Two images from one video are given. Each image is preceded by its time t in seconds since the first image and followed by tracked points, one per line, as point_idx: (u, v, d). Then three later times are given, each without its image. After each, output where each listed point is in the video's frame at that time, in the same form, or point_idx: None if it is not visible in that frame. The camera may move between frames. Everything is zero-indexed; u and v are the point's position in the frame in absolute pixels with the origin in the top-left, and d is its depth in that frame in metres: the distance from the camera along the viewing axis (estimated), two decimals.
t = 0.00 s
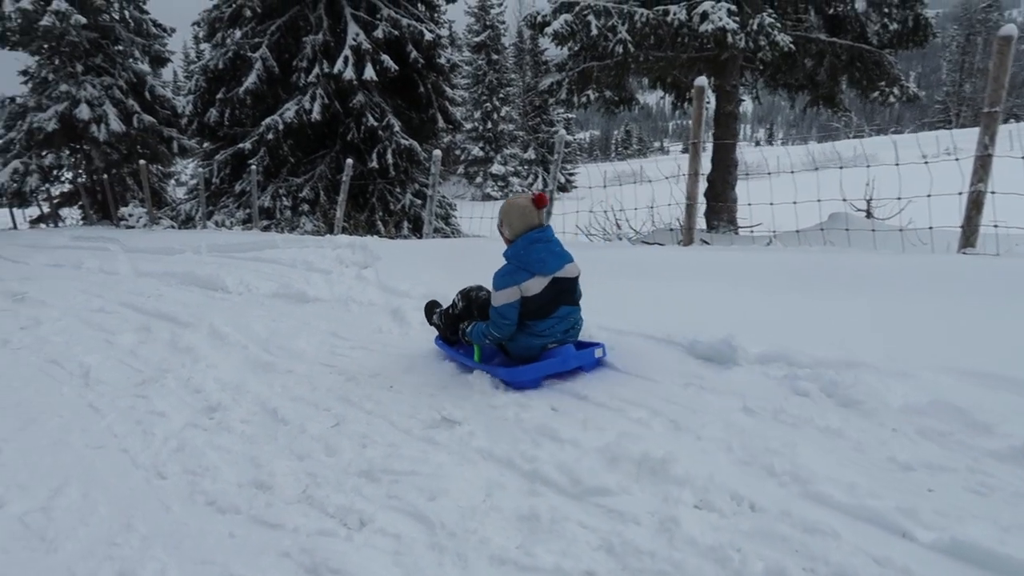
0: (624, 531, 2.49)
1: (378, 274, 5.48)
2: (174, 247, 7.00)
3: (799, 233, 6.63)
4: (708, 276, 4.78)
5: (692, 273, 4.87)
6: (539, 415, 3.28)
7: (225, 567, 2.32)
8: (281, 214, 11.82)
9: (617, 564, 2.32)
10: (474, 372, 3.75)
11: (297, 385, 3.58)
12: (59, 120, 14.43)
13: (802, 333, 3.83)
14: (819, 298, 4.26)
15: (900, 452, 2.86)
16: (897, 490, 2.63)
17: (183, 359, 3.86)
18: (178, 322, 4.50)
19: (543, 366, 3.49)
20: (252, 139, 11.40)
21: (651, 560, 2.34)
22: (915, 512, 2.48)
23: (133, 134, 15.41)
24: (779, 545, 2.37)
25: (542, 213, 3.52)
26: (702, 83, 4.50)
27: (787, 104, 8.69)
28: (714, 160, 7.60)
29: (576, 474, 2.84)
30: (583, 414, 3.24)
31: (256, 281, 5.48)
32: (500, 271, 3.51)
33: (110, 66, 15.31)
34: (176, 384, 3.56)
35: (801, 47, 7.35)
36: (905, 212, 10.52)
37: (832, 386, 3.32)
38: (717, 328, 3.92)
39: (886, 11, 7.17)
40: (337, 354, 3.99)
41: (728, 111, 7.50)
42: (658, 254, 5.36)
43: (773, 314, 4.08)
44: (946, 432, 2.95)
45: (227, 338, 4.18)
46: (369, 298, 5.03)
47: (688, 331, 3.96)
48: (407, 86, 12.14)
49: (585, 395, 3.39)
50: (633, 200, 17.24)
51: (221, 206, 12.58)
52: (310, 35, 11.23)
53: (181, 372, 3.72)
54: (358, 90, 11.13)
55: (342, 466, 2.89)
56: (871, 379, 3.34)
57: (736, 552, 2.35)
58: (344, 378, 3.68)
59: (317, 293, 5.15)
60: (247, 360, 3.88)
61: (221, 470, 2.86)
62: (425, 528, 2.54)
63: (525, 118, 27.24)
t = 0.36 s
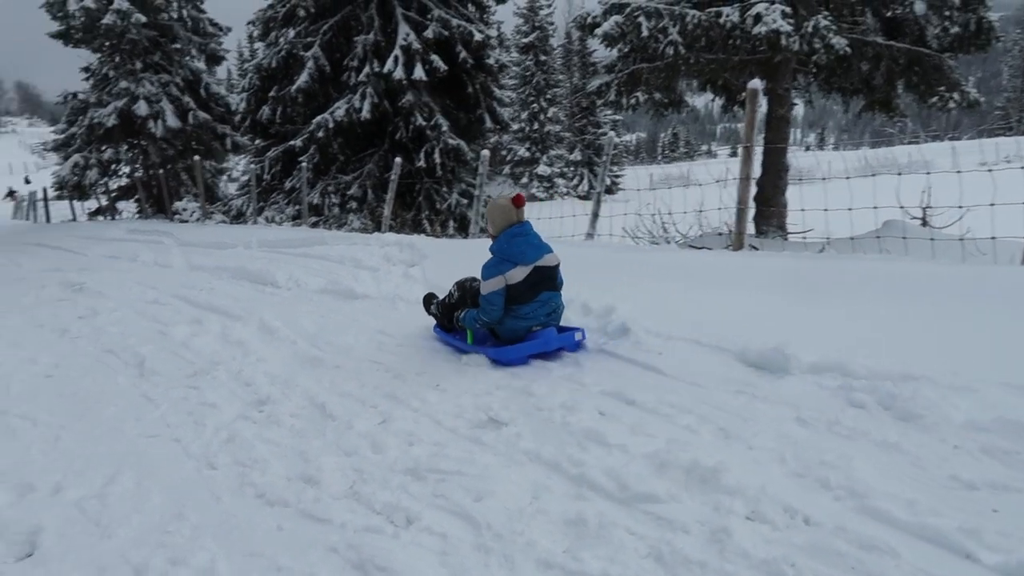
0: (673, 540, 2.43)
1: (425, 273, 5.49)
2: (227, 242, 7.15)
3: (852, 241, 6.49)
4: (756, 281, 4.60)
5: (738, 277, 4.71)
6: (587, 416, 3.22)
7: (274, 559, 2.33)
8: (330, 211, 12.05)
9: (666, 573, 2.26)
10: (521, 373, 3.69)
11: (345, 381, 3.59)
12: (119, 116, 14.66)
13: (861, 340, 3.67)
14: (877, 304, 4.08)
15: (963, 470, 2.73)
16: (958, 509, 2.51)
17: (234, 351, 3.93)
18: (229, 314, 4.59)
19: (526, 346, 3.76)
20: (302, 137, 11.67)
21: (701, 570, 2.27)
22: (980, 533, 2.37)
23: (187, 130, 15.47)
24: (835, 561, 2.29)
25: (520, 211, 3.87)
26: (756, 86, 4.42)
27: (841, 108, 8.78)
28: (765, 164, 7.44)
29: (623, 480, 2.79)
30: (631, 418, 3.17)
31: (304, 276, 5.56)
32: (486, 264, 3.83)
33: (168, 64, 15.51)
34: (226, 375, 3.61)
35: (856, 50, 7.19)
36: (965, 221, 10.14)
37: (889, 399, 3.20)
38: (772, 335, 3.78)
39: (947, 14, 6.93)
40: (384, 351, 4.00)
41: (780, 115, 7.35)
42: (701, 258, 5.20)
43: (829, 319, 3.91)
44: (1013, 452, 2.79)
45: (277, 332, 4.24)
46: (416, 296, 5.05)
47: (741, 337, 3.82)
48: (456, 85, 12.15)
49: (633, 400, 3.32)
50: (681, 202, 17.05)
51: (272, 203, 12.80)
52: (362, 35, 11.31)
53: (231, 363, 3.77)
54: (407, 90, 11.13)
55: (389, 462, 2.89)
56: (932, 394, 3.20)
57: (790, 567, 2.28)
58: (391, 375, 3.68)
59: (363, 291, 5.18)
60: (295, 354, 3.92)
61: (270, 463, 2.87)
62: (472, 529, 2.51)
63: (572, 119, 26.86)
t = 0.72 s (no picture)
0: (731, 542, 2.33)
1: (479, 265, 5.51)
2: (284, 231, 7.45)
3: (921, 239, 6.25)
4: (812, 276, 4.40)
5: (792, 272, 4.50)
6: (641, 413, 3.15)
7: (329, 546, 2.34)
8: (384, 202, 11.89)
9: None
10: (575, 368, 3.62)
11: (399, 371, 3.62)
12: (182, 107, 14.31)
13: (933, 345, 3.44)
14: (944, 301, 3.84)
15: None
16: None
17: (294, 339, 4.04)
18: (289, 304, 4.73)
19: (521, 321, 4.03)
20: (358, 128, 11.47)
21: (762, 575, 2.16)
22: None
23: (248, 121, 14.92)
24: (901, 571, 2.13)
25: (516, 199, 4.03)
26: (822, 78, 4.19)
27: (908, 102, 8.57)
28: (826, 158, 7.22)
29: (681, 479, 2.69)
30: (688, 416, 3.09)
31: (360, 267, 5.68)
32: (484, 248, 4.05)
33: (229, 56, 15.10)
34: (285, 363, 3.70)
35: (926, 41, 6.89)
36: None
37: (962, 406, 2.98)
38: (832, 337, 3.62)
39: None
40: (438, 342, 4.01)
41: (844, 108, 7.08)
42: (753, 252, 5.00)
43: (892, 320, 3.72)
44: None
45: (334, 321, 4.33)
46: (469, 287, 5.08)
47: (800, 339, 3.67)
48: (511, 77, 11.95)
49: (690, 398, 3.22)
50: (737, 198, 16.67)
51: (329, 194, 12.91)
52: (419, 27, 11.20)
53: (292, 351, 3.88)
54: (462, 82, 10.99)
55: (443, 454, 2.88)
56: (1009, 401, 2.95)
57: None
58: (445, 366, 3.68)
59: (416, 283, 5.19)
60: (351, 343, 3.99)
61: (326, 451, 2.89)
62: (525, 523, 2.47)
63: (627, 111, 26.29)
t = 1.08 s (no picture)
0: (781, 547, 2.25)
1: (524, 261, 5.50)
2: (331, 224, 7.59)
3: (981, 241, 6.02)
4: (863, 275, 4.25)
5: (841, 271, 4.36)
6: (688, 412, 3.09)
7: (374, 536, 2.35)
8: (428, 197, 11.81)
9: None
10: (621, 365, 3.57)
11: (444, 364, 3.63)
12: (234, 100, 13.90)
13: (999, 346, 3.25)
14: (1009, 299, 3.64)
15: None
16: None
17: (340, 331, 4.11)
18: (335, 296, 4.82)
19: (524, 299, 4.36)
20: (405, 122, 11.48)
21: None
22: None
23: (296, 115, 14.59)
24: None
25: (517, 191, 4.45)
26: (877, 74, 4.06)
27: (968, 99, 8.32)
28: (880, 157, 7.06)
29: (729, 481, 2.62)
30: (736, 418, 3.03)
31: (405, 261, 5.75)
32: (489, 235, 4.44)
33: (280, 51, 14.75)
34: (332, 355, 3.76)
35: (989, 36, 6.61)
36: None
37: None
38: (888, 339, 3.49)
39: None
40: (482, 337, 4.01)
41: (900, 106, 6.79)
42: (799, 251, 4.85)
43: (951, 319, 3.56)
44: None
45: (379, 314, 4.39)
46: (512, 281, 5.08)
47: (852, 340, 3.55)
48: (557, 72, 11.64)
49: (739, 399, 3.16)
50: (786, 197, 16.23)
51: (374, 188, 12.79)
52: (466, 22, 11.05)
53: (338, 342, 3.94)
54: (508, 78, 10.63)
55: (487, 449, 2.87)
56: None
57: None
58: (489, 361, 3.67)
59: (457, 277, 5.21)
60: (396, 336, 4.02)
61: (372, 442, 2.91)
62: (570, 520, 2.44)
63: (673, 107, 25.77)
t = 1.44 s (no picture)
0: (818, 556, 2.20)
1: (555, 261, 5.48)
2: (365, 222, 7.64)
3: None
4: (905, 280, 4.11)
5: (880, 275, 4.24)
6: (723, 417, 3.05)
7: (407, 536, 2.35)
8: (461, 196, 10.99)
9: None
10: (655, 368, 3.54)
11: (477, 365, 3.63)
12: (271, 99, 13.62)
13: None
14: None
15: None
16: None
17: (374, 329, 4.15)
18: (368, 294, 4.87)
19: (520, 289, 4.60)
20: (438, 121, 10.68)
21: None
22: None
23: (333, 113, 14.29)
24: None
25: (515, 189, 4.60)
26: (922, 74, 3.96)
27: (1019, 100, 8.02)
28: (922, 159, 6.92)
29: (765, 488, 2.57)
30: (772, 423, 2.98)
31: (438, 260, 5.77)
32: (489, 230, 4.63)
33: (316, 50, 14.43)
34: (366, 353, 3.79)
35: None
36: None
37: None
38: (931, 345, 3.37)
39: None
40: (514, 338, 4.00)
41: (944, 106, 6.58)
42: (838, 255, 4.72)
43: (997, 325, 3.42)
44: None
45: (412, 313, 4.41)
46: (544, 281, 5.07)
47: (893, 345, 3.46)
48: (592, 72, 10.72)
49: (775, 404, 3.11)
50: (825, 199, 15.86)
51: (407, 186, 12.20)
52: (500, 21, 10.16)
53: (372, 341, 3.98)
54: (543, 77, 9.87)
55: (520, 450, 2.86)
56: None
57: None
58: (522, 362, 3.67)
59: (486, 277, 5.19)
60: (429, 336, 4.04)
61: (405, 441, 2.92)
62: (603, 524, 2.41)
63: (708, 107, 25.30)
